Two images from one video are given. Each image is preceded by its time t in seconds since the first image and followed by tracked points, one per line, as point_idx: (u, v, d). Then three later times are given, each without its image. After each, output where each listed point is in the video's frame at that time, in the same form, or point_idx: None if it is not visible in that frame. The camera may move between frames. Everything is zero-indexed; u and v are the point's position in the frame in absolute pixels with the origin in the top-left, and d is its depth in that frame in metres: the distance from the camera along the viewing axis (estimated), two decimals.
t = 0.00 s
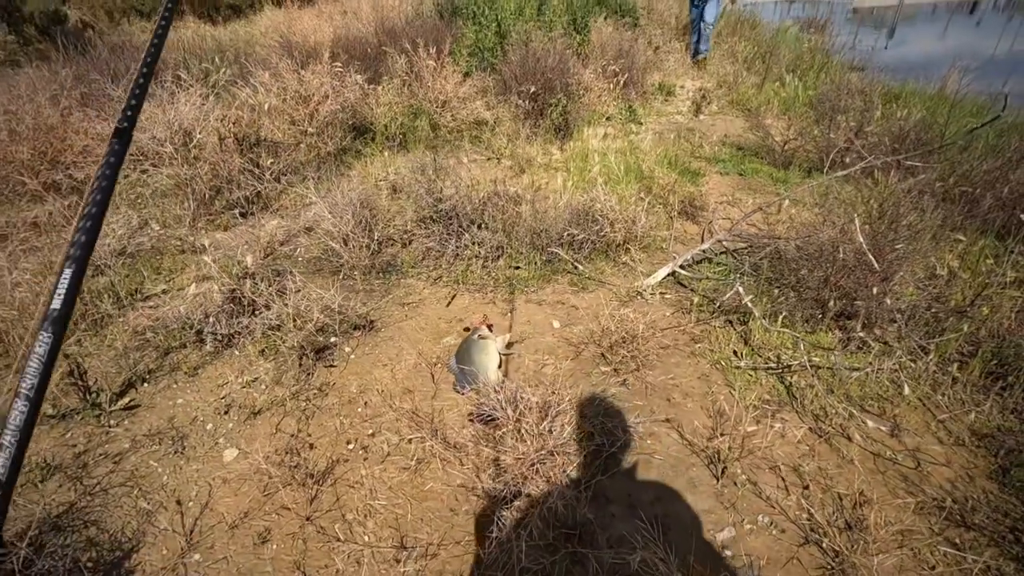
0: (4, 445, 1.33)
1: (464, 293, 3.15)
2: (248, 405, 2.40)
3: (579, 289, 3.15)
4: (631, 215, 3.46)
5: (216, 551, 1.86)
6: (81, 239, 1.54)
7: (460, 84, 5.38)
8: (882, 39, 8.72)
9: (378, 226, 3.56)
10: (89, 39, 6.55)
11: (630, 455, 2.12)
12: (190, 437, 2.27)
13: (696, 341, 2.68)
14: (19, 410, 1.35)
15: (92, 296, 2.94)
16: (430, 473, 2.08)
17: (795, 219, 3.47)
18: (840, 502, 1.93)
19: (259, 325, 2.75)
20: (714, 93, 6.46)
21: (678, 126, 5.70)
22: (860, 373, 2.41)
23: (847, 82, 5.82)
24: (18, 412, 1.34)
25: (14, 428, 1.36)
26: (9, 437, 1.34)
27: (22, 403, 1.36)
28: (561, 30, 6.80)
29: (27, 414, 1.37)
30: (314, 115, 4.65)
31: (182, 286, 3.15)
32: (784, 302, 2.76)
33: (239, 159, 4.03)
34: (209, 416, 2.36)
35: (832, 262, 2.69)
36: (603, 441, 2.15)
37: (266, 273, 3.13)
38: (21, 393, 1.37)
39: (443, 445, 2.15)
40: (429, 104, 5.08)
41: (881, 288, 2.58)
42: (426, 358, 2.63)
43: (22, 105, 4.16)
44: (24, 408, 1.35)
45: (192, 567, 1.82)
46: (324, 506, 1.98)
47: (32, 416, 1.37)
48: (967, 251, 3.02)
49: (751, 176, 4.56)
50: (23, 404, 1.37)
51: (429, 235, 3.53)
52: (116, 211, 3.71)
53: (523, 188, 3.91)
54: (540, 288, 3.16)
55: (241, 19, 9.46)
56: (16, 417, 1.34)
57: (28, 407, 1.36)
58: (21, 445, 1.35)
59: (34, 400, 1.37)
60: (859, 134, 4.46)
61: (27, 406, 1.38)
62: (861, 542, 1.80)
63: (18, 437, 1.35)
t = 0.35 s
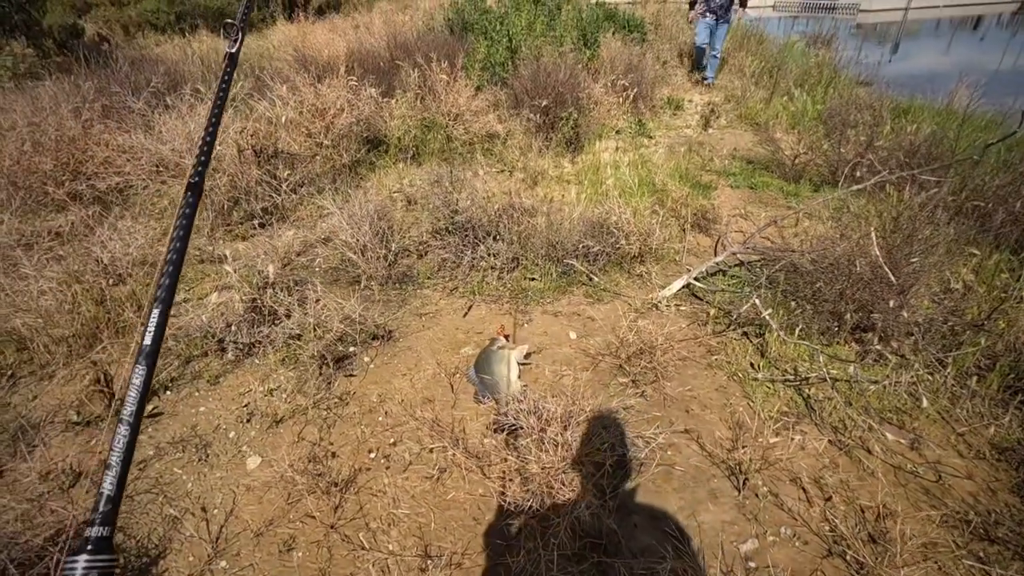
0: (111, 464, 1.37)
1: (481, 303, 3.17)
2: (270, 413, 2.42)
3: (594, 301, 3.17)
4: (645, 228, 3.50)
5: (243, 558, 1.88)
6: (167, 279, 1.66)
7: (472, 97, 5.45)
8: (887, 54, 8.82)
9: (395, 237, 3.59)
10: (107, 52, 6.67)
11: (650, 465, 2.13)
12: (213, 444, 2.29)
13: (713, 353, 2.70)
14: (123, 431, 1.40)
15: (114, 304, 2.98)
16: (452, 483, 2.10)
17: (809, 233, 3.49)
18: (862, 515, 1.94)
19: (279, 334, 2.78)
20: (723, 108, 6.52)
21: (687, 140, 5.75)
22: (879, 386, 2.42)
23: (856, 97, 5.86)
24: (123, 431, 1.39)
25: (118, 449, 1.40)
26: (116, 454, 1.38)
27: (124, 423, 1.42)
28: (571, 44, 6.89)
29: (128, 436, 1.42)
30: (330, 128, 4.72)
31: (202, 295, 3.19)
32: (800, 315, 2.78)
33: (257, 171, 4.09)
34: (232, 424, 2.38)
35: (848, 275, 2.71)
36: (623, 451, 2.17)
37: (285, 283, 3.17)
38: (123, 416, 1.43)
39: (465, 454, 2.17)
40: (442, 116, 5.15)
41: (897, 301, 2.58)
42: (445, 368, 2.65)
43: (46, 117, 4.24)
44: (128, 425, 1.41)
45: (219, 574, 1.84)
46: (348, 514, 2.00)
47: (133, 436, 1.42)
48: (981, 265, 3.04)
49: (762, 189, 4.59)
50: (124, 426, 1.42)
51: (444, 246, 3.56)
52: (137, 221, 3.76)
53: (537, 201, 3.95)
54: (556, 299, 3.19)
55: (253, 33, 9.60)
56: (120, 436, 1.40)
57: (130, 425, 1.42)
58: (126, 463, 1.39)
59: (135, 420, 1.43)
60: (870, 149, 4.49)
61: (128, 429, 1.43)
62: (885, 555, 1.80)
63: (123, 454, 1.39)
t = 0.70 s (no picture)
0: (138, 484, 1.24)
1: (492, 315, 3.17)
2: (282, 423, 2.42)
3: (606, 313, 3.16)
4: (657, 243, 3.49)
5: (255, 569, 1.86)
6: (200, 292, 1.58)
7: (483, 111, 5.50)
8: (897, 70, 8.85)
9: (407, 248, 3.60)
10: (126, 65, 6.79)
11: (665, 481, 2.10)
12: (225, 454, 2.29)
13: (727, 368, 2.68)
14: (151, 449, 1.28)
15: (129, 312, 3.00)
16: (465, 496, 2.09)
17: (822, 247, 3.48)
18: (882, 535, 1.90)
19: (292, 344, 2.79)
20: (733, 123, 6.54)
21: (698, 154, 5.76)
22: (896, 403, 2.39)
23: (867, 113, 5.87)
24: (151, 449, 1.27)
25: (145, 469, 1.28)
26: (142, 476, 1.26)
27: (154, 441, 1.30)
28: (581, 60, 6.96)
29: (156, 454, 1.30)
30: (343, 140, 4.77)
31: (215, 305, 3.21)
32: (815, 331, 2.76)
33: (271, 182, 4.13)
34: (244, 433, 2.38)
35: (864, 290, 2.68)
36: (637, 467, 2.15)
37: (298, 292, 3.18)
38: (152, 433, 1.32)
39: (477, 466, 2.15)
40: (453, 129, 5.19)
41: (914, 317, 2.54)
42: (457, 380, 2.65)
43: (66, 128, 4.31)
44: (157, 443, 1.29)
45: None
46: (360, 526, 1.99)
47: (161, 455, 1.30)
48: (999, 282, 3.00)
49: (774, 204, 4.58)
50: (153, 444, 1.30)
51: (456, 258, 3.57)
52: (152, 231, 3.81)
53: (548, 213, 3.96)
54: (568, 312, 3.18)
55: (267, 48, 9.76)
56: (148, 454, 1.28)
57: (160, 443, 1.30)
58: (153, 484, 1.26)
59: (164, 437, 1.31)
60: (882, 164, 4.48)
61: (156, 447, 1.31)
62: None
63: (150, 475, 1.26)
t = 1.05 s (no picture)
0: (119, 531, 1.08)
1: (501, 328, 3.16)
2: (290, 435, 2.42)
3: (616, 328, 3.15)
4: (666, 258, 3.49)
5: None
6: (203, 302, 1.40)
7: (493, 126, 5.55)
8: (906, 87, 8.86)
9: (416, 261, 3.62)
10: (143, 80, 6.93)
11: (675, 498, 2.08)
12: (233, 465, 2.28)
13: (737, 384, 2.65)
14: (136, 492, 1.11)
15: (141, 322, 3.03)
16: (473, 511, 2.07)
17: (833, 263, 3.45)
18: (899, 556, 1.86)
19: (302, 356, 2.79)
20: (741, 139, 6.55)
21: (706, 170, 5.76)
22: (911, 421, 2.35)
23: (876, 129, 5.87)
24: (135, 493, 1.10)
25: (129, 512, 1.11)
26: (125, 522, 1.09)
27: (140, 481, 1.13)
28: (590, 77, 7.03)
29: (141, 497, 1.13)
30: (355, 154, 4.82)
31: (226, 316, 3.24)
32: (827, 348, 2.74)
33: (283, 195, 4.17)
34: (253, 445, 2.38)
35: (877, 306, 2.66)
36: (646, 483, 2.13)
37: (308, 304, 3.19)
38: (139, 471, 1.14)
39: (486, 481, 2.13)
40: (463, 144, 5.23)
41: (929, 334, 2.51)
42: (465, 394, 2.64)
43: (84, 141, 4.39)
44: (143, 485, 1.12)
45: None
46: (367, 540, 1.97)
47: (148, 498, 1.12)
48: (1014, 299, 2.96)
49: (784, 220, 4.57)
50: (140, 484, 1.13)
51: (465, 271, 3.58)
52: (165, 242, 3.84)
53: (557, 228, 3.96)
54: (576, 326, 3.17)
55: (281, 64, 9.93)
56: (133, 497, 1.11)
57: (146, 485, 1.12)
58: (136, 533, 1.09)
59: (151, 477, 1.14)
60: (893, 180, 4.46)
61: (143, 489, 1.14)
62: None
63: (133, 522, 1.09)
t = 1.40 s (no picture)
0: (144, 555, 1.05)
1: (505, 339, 3.18)
2: (296, 444, 2.43)
3: (620, 339, 3.16)
4: (670, 269, 3.51)
5: None
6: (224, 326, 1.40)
7: (497, 138, 5.60)
8: (908, 100, 8.91)
9: (421, 271, 3.64)
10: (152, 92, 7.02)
11: (680, 510, 2.08)
12: (239, 474, 2.29)
13: (742, 396, 2.65)
14: (161, 515, 1.08)
15: (149, 332, 3.05)
16: (478, 521, 2.07)
17: (836, 275, 3.47)
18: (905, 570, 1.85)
19: (308, 366, 2.81)
20: (744, 151, 6.59)
21: (709, 182, 5.80)
22: (916, 434, 2.35)
23: (878, 142, 5.90)
24: (161, 517, 1.07)
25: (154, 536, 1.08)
26: (149, 547, 1.06)
27: (164, 505, 1.10)
28: (593, 90, 7.10)
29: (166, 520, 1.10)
30: (361, 165, 4.87)
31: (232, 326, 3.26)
32: (831, 360, 2.74)
33: (290, 206, 4.22)
34: (258, 454, 2.39)
35: (881, 318, 2.67)
36: (651, 495, 2.13)
37: (314, 314, 3.21)
38: (163, 494, 1.12)
39: (490, 491, 2.14)
40: (468, 155, 5.28)
41: (933, 346, 2.51)
42: (470, 404, 2.65)
43: (94, 152, 4.45)
44: (167, 509, 1.09)
45: None
46: (372, 550, 1.98)
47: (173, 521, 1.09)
48: (1018, 311, 2.97)
49: (787, 232, 4.59)
50: (165, 507, 1.10)
51: (469, 282, 3.60)
52: (172, 251, 3.88)
53: (561, 238, 3.99)
54: (581, 337, 3.18)
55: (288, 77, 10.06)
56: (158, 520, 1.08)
57: (171, 509, 1.09)
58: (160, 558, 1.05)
59: (176, 499, 1.11)
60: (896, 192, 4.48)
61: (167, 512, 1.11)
62: None
63: (158, 546, 1.06)
